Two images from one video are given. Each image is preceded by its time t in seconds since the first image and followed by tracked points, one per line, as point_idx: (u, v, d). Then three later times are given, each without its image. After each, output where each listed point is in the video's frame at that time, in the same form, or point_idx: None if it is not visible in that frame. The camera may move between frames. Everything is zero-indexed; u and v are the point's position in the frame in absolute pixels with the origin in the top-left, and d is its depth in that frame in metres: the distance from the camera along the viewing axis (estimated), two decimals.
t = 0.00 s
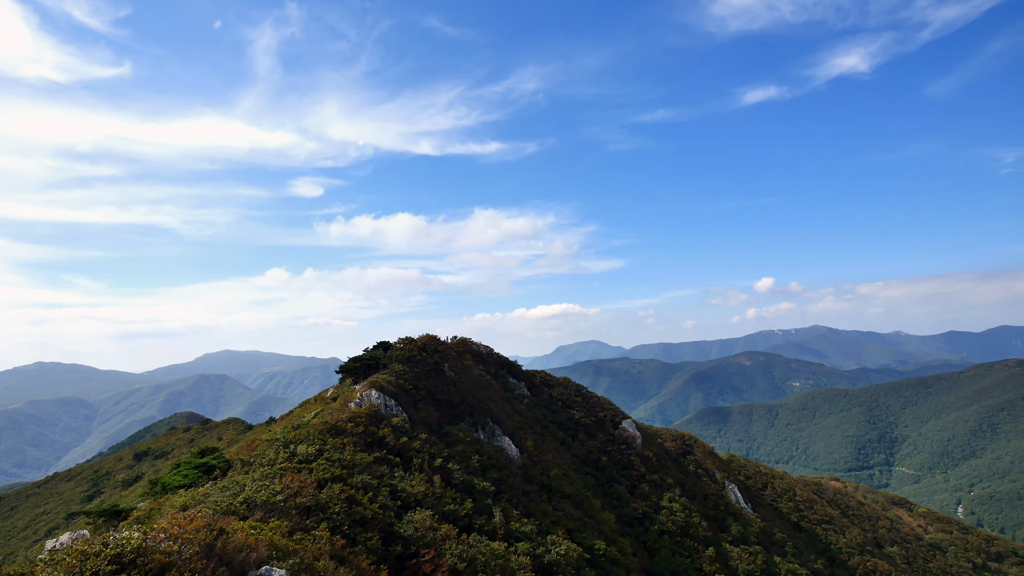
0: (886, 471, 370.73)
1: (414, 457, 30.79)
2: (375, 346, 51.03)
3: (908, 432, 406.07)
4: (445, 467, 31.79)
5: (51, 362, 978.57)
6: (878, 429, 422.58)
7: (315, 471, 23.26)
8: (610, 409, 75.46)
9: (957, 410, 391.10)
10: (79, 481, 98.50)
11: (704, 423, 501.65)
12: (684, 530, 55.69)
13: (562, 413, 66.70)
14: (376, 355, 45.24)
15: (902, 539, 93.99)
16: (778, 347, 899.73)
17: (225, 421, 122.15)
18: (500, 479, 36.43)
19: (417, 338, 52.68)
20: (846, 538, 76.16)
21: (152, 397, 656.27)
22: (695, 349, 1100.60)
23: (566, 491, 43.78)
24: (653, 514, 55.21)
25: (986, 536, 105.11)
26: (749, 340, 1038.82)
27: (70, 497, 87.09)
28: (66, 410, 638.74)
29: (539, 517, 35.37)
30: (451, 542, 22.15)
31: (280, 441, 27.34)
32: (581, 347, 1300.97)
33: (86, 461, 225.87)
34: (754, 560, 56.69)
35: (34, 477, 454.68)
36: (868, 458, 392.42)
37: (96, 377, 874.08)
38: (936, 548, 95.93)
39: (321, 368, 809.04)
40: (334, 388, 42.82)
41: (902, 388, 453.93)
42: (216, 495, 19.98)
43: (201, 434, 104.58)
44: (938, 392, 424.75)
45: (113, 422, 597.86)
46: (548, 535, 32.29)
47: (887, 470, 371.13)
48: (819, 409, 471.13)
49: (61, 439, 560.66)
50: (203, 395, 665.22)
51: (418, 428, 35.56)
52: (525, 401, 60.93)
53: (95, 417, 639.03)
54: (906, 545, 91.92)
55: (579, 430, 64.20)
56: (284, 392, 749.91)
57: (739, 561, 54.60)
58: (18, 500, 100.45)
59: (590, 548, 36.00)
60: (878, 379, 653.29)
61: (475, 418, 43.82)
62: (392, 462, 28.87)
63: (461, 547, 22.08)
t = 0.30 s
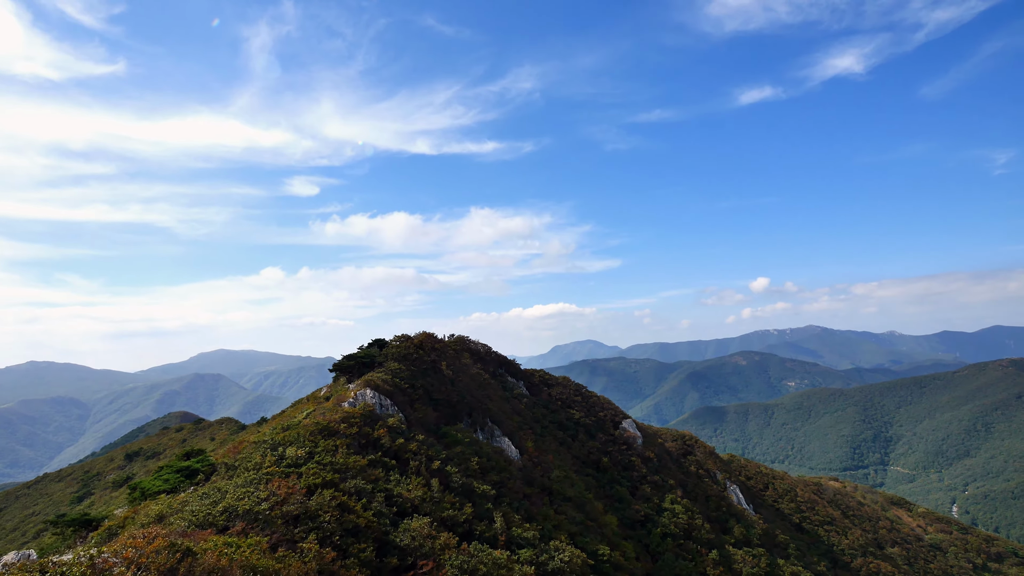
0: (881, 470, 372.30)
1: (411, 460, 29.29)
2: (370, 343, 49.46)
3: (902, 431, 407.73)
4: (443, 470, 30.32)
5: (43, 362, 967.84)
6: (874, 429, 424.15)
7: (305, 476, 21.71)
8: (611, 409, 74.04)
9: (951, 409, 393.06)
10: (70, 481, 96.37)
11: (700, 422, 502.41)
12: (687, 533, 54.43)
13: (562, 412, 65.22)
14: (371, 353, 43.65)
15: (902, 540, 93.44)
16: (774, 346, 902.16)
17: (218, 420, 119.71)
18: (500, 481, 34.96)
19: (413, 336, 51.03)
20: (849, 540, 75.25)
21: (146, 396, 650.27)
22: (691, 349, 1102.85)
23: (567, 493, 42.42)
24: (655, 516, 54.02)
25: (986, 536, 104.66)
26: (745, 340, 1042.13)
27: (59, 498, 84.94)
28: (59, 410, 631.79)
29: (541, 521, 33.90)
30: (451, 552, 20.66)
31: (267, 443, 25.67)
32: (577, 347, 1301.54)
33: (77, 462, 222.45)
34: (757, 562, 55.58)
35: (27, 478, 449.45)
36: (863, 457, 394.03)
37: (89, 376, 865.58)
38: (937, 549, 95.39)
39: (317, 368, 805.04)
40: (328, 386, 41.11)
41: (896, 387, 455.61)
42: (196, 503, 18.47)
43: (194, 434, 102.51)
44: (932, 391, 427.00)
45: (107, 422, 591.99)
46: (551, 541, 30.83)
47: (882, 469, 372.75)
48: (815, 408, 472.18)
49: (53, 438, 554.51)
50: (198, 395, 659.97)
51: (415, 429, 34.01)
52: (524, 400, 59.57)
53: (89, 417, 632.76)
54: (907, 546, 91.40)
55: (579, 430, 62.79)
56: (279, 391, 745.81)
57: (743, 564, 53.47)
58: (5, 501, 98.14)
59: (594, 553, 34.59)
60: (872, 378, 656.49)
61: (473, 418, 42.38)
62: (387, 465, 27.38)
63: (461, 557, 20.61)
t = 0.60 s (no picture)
0: (879, 469, 372.76)
1: (410, 460, 27.76)
2: (367, 339, 47.93)
3: (900, 430, 408.10)
4: (444, 471, 28.84)
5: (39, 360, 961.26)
6: (872, 427, 424.54)
7: (297, 478, 20.22)
8: (613, 407, 72.62)
9: (948, 408, 393.54)
10: (63, 481, 94.26)
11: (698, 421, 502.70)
12: (692, 534, 53.15)
13: (564, 411, 63.78)
14: (368, 349, 42.09)
15: (905, 539, 92.51)
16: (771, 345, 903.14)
17: (215, 418, 117.69)
18: (502, 482, 33.60)
19: (412, 332, 49.51)
20: (854, 540, 74.05)
21: (143, 394, 647.20)
22: (689, 347, 1103.46)
23: (572, 495, 40.98)
24: (660, 518, 52.64)
25: (989, 536, 103.65)
26: (742, 339, 1044.07)
27: (51, 497, 82.92)
28: (56, 408, 628.39)
29: (545, 525, 32.53)
30: (453, 562, 19.14)
31: (256, 443, 24.08)
32: (575, 345, 1301.99)
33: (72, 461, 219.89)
34: (764, 564, 54.35)
35: (23, 476, 446.39)
36: (861, 456, 394.20)
37: (86, 375, 861.22)
38: (940, 548, 94.38)
39: (315, 366, 802.12)
40: (323, 383, 39.51)
41: (894, 386, 456.12)
42: (176, 509, 16.91)
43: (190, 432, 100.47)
44: (930, 390, 427.67)
45: (104, 420, 588.56)
46: (555, 545, 29.51)
47: (880, 468, 373.17)
48: (813, 407, 472.20)
49: (50, 437, 551.31)
50: (196, 393, 657.13)
51: (414, 428, 32.56)
52: (525, 399, 58.14)
53: (86, 415, 629.26)
54: (910, 545, 90.43)
55: (581, 429, 61.37)
56: (277, 390, 742.50)
57: (749, 566, 52.27)
58: None
59: (600, 558, 33.21)
60: (870, 377, 657.72)
61: (474, 417, 40.88)
62: (385, 465, 25.87)
63: (463, 567, 19.12)
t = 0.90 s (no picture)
0: (875, 467, 373.55)
1: (408, 462, 26.17)
2: (363, 336, 46.40)
3: (897, 429, 408.81)
4: (444, 474, 27.33)
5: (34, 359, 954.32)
6: (868, 426, 425.40)
7: (286, 484, 18.68)
8: (615, 406, 71.25)
9: (945, 407, 394.30)
10: (55, 481, 92.45)
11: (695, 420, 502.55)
12: (697, 536, 51.83)
13: (565, 410, 62.36)
14: (365, 345, 40.47)
15: (909, 539, 91.61)
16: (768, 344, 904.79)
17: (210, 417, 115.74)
18: (505, 484, 32.19)
19: (410, 328, 48.02)
20: (859, 541, 73.02)
21: (140, 393, 643.16)
22: (687, 347, 1105.06)
23: (575, 497, 39.50)
24: (665, 519, 51.40)
25: (991, 536, 102.82)
26: (739, 339, 1046.59)
27: (42, 498, 81.01)
28: (52, 407, 623.98)
29: (550, 529, 31.14)
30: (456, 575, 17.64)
31: (242, 446, 22.45)
32: (573, 344, 1302.55)
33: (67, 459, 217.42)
34: (770, 566, 53.15)
35: (17, 476, 442.42)
36: (858, 455, 394.63)
37: (82, 373, 855.75)
38: (943, 548, 93.47)
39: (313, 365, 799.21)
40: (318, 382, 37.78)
41: (891, 385, 457.11)
42: (151, 519, 15.61)
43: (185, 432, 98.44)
44: (926, 390, 428.36)
45: (100, 419, 584.43)
46: (562, 551, 28.00)
47: (876, 467, 373.90)
48: (810, 406, 472.60)
49: (46, 436, 547.32)
50: (192, 392, 653.50)
51: (413, 428, 30.98)
52: (526, 397, 56.60)
53: (82, 414, 625.00)
54: (914, 545, 89.44)
55: (583, 429, 59.95)
56: (275, 389, 739.10)
57: (756, 569, 50.98)
58: None
59: (607, 563, 31.79)
60: (866, 376, 659.67)
61: (475, 416, 39.40)
62: (381, 468, 24.36)
63: None
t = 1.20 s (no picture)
0: (869, 466, 375.51)
1: (405, 465, 24.60)
2: (358, 332, 44.67)
3: (891, 427, 410.99)
4: (442, 477, 25.79)
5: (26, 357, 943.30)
6: (862, 425, 427.29)
7: (270, 490, 17.16)
8: (615, 405, 70.00)
9: (938, 406, 396.67)
10: (43, 481, 90.04)
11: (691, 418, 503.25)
12: (701, 538, 50.56)
13: (565, 409, 61.05)
14: (360, 342, 38.85)
15: (908, 539, 90.94)
16: (763, 343, 908.29)
17: (203, 417, 113.35)
18: (506, 487, 30.78)
19: (407, 324, 46.39)
20: (861, 541, 72.08)
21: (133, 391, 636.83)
22: (682, 346, 1108.55)
23: (578, 499, 38.07)
24: (668, 520, 50.15)
25: (990, 535, 102.41)
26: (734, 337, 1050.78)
27: (29, 499, 78.89)
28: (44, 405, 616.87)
29: (554, 534, 29.71)
30: None
31: (226, 447, 20.85)
32: (569, 343, 1303.19)
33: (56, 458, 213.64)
34: (774, 568, 52.05)
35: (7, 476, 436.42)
36: (852, 453, 396.39)
37: (74, 372, 846.84)
38: (942, 548, 92.83)
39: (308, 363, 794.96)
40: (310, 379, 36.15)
41: (884, 383, 459.54)
42: (116, 534, 14.01)
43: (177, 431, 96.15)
44: (919, 388, 430.93)
45: (93, 417, 578.07)
46: (567, 557, 26.59)
47: (870, 465, 375.91)
48: (804, 404, 474.40)
49: (38, 435, 540.78)
50: (186, 391, 647.86)
51: (410, 428, 29.45)
52: (525, 396, 55.05)
53: (75, 413, 618.34)
54: (913, 545, 88.72)
55: (583, 428, 58.66)
56: (270, 387, 734.08)
57: (760, 571, 49.80)
58: None
59: (612, 568, 30.46)
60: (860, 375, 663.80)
61: (474, 415, 37.97)
62: (377, 471, 22.87)
63: None
